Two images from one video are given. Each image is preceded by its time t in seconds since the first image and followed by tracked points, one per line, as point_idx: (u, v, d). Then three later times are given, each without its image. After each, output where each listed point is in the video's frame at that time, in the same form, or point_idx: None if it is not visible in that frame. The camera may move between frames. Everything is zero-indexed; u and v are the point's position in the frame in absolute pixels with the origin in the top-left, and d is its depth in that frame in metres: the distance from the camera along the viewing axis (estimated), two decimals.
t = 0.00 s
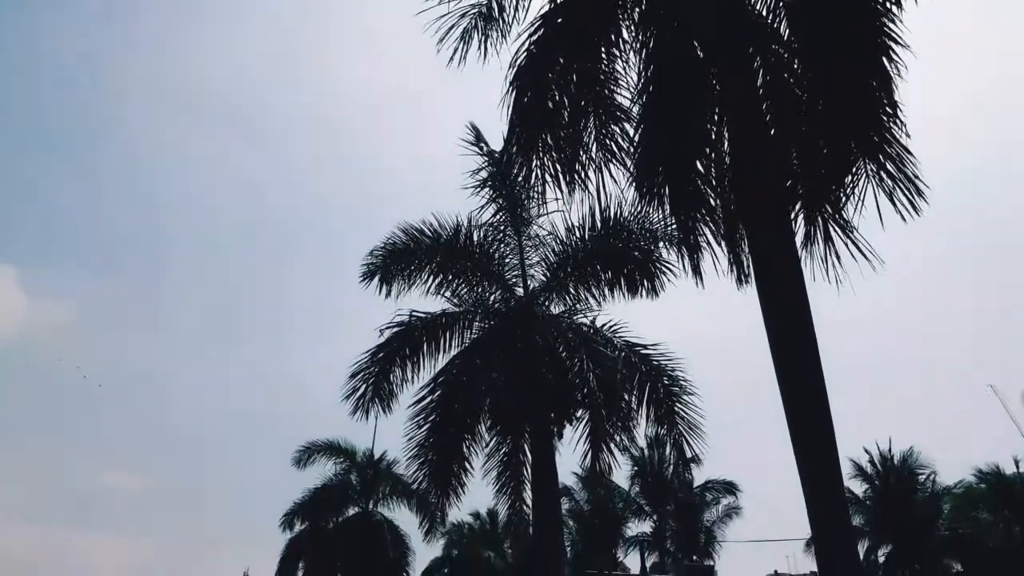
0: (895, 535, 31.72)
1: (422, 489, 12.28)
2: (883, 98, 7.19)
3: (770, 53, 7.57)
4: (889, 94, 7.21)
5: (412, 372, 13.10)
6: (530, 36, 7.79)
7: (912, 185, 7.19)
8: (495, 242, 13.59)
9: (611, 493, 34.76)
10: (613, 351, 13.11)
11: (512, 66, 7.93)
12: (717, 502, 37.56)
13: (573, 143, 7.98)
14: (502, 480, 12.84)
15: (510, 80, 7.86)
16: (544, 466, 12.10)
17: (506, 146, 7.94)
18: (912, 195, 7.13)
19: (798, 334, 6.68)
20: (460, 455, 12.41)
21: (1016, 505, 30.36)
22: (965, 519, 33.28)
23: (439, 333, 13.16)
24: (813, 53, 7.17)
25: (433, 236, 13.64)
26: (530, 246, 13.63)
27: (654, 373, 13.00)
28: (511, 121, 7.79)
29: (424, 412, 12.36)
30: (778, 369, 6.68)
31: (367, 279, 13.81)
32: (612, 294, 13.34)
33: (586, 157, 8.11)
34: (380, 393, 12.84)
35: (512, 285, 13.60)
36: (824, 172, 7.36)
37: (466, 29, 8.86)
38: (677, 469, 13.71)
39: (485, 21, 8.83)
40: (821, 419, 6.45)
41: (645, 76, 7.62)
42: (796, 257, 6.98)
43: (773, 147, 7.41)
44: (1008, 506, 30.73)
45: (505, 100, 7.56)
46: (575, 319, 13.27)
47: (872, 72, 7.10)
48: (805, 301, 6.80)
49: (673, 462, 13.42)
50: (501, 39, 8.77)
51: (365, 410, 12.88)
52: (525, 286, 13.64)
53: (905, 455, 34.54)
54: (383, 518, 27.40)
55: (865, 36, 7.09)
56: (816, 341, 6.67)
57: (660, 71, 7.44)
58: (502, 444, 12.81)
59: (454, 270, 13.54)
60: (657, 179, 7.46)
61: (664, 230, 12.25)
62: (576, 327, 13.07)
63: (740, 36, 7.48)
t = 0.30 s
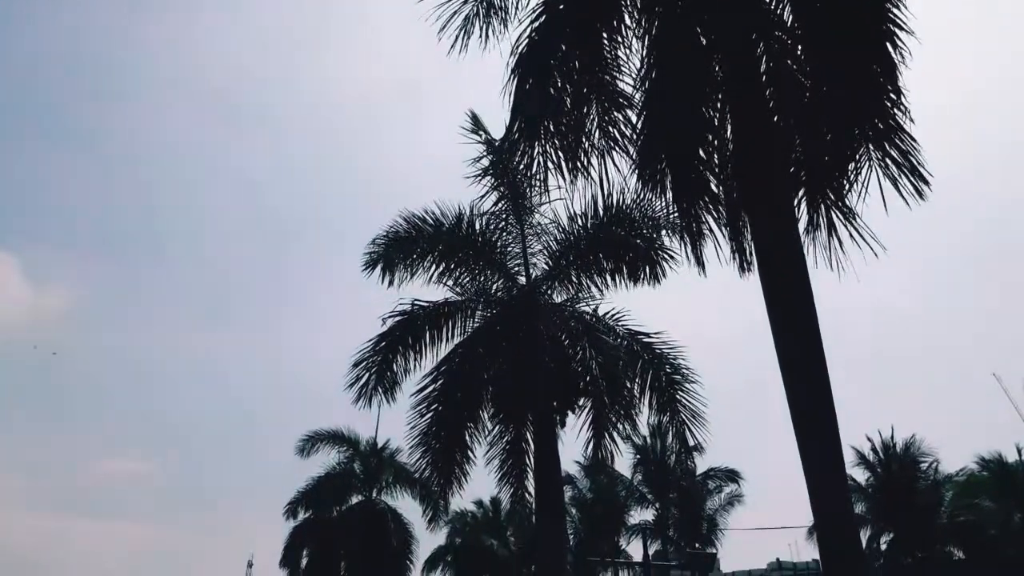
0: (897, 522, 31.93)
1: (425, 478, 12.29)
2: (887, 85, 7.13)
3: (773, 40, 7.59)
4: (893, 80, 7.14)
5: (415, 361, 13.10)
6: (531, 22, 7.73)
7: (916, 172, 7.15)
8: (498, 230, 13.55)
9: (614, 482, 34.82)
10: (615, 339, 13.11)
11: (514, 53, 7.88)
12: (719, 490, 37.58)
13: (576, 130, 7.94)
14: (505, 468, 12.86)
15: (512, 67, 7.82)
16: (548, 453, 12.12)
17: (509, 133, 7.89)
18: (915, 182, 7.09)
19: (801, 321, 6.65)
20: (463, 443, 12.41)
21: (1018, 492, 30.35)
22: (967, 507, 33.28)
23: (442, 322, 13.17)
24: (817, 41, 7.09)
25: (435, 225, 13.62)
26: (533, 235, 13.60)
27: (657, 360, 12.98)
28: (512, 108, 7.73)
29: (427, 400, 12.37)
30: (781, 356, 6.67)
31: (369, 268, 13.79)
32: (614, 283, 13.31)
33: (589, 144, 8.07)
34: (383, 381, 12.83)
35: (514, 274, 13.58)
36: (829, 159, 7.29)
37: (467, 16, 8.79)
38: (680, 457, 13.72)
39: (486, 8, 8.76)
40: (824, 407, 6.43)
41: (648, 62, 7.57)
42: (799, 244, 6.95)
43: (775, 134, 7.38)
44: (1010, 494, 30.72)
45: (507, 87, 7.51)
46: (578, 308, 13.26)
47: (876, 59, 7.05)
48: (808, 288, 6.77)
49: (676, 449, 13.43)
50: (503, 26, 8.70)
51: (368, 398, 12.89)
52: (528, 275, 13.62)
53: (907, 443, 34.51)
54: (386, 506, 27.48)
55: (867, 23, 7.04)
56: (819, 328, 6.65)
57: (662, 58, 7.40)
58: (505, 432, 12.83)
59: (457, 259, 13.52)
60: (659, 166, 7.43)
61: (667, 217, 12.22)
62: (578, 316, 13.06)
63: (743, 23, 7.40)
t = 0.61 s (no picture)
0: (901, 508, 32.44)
1: (428, 465, 12.34)
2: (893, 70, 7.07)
3: (778, 25, 7.47)
4: (899, 65, 7.09)
5: (419, 348, 13.12)
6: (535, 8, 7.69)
7: (921, 157, 7.11)
8: (501, 218, 13.54)
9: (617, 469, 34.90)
10: (618, 326, 13.11)
11: (518, 39, 7.83)
12: (722, 477, 37.65)
13: (580, 116, 7.89)
14: (508, 455, 12.90)
15: (515, 53, 7.78)
16: (551, 440, 12.10)
17: (512, 119, 7.85)
18: (922, 167, 7.05)
19: (805, 306, 6.64)
20: (466, 430, 12.44)
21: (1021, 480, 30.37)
22: (971, 493, 33.29)
23: (446, 310, 13.18)
24: (822, 25, 7.03)
25: (438, 213, 13.61)
26: (536, 223, 13.59)
27: (660, 348, 12.97)
28: (516, 94, 7.69)
29: (430, 388, 12.40)
30: (784, 341, 6.67)
31: (373, 256, 13.80)
32: (618, 270, 13.30)
33: (593, 131, 8.03)
34: (387, 369, 12.86)
35: (517, 262, 13.57)
36: (835, 146, 7.24)
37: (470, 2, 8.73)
38: (683, 444, 13.74)
39: None
40: (828, 391, 6.43)
41: (652, 48, 7.53)
42: (804, 231, 6.93)
43: (780, 120, 7.34)
44: (1013, 481, 30.77)
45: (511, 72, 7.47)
46: (582, 296, 13.25)
47: (883, 43, 6.97)
48: (812, 274, 6.76)
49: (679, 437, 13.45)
50: (506, 13, 8.64)
51: (372, 386, 12.92)
52: (531, 263, 13.61)
53: (910, 431, 34.57)
54: (391, 493, 27.62)
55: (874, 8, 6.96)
56: (823, 314, 6.64)
57: (667, 43, 7.34)
58: (508, 420, 12.86)
59: (460, 247, 13.51)
60: (663, 153, 7.41)
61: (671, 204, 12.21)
62: (582, 303, 13.06)
63: (748, 8, 7.34)
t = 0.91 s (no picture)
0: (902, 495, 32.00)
1: (432, 452, 12.37)
2: (898, 56, 7.04)
3: (782, 11, 7.46)
4: (904, 51, 7.05)
5: (422, 337, 13.13)
6: None
7: (926, 142, 7.08)
8: (503, 206, 13.51)
9: (619, 456, 34.99)
10: (621, 314, 13.11)
11: (520, 26, 7.79)
12: (725, 464, 37.75)
13: (583, 103, 7.85)
14: (512, 443, 12.94)
15: (518, 40, 7.73)
16: (554, 427, 12.10)
17: (515, 106, 7.81)
18: (927, 152, 7.02)
19: (807, 293, 6.63)
20: (469, 418, 12.45)
21: None
22: (973, 481, 33.32)
23: (448, 298, 13.18)
24: (827, 10, 6.98)
25: (441, 200, 13.58)
26: (539, 211, 13.57)
27: (662, 336, 12.96)
28: (518, 80, 7.65)
29: (434, 375, 12.43)
30: (787, 328, 6.67)
31: (376, 244, 13.79)
32: (621, 258, 13.28)
33: (596, 119, 8.00)
34: (390, 357, 12.88)
35: (520, 250, 13.56)
36: (839, 132, 7.21)
37: None
38: (686, 433, 13.74)
39: None
40: (832, 380, 6.42)
41: (655, 33, 7.49)
42: (808, 218, 6.90)
43: (784, 106, 7.31)
44: (1016, 469, 30.74)
45: (513, 59, 7.43)
46: (584, 284, 13.24)
47: (889, 28, 6.91)
48: (815, 260, 6.75)
49: (682, 425, 13.44)
50: None
51: (376, 374, 12.95)
52: (534, 251, 13.59)
53: (913, 419, 34.58)
54: (395, 480, 27.72)
55: None
56: (826, 301, 6.63)
57: (670, 28, 7.30)
58: (511, 407, 12.88)
59: (462, 235, 13.49)
60: (666, 141, 7.39)
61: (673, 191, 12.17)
62: (585, 292, 13.04)
63: None
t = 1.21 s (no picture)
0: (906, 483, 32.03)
1: (437, 441, 12.39)
2: (904, 42, 6.97)
3: None
4: (911, 37, 6.98)
5: (426, 325, 13.12)
6: None
7: (932, 129, 7.02)
8: (507, 194, 13.47)
9: (623, 445, 35.08)
10: (625, 302, 13.09)
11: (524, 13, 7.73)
12: (729, 453, 37.78)
13: (587, 90, 7.80)
14: (516, 431, 12.95)
15: (521, 26, 7.68)
16: (559, 415, 12.11)
17: (518, 94, 7.76)
18: (933, 139, 6.96)
19: (812, 281, 6.60)
20: (474, 406, 12.46)
21: None
22: (977, 469, 33.36)
23: (452, 286, 13.18)
24: None
25: (444, 188, 13.55)
26: (543, 199, 13.53)
27: (666, 323, 12.93)
28: (522, 67, 7.60)
29: (438, 364, 12.45)
30: (791, 315, 6.65)
31: (380, 233, 13.79)
32: (624, 247, 13.25)
33: (600, 105, 7.95)
34: (395, 346, 12.89)
35: (524, 238, 13.54)
36: (844, 118, 7.15)
37: None
38: (691, 421, 13.73)
39: None
40: (837, 370, 6.40)
41: (660, 19, 7.44)
42: (813, 206, 6.86)
43: (789, 93, 7.26)
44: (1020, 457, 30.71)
45: (516, 45, 7.38)
46: (588, 273, 13.21)
47: (895, 14, 6.85)
48: (819, 247, 6.72)
49: (687, 414, 13.43)
50: None
51: (381, 363, 12.95)
52: (538, 240, 13.57)
53: (917, 407, 34.53)
54: (399, 469, 27.83)
55: None
56: (831, 291, 6.59)
57: (674, 13, 7.25)
58: (515, 396, 12.90)
59: (466, 224, 13.47)
60: (670, 128, 7.34)
61: (677, 179, 12.12)
62: (588, 280, 13.03)
63: None
